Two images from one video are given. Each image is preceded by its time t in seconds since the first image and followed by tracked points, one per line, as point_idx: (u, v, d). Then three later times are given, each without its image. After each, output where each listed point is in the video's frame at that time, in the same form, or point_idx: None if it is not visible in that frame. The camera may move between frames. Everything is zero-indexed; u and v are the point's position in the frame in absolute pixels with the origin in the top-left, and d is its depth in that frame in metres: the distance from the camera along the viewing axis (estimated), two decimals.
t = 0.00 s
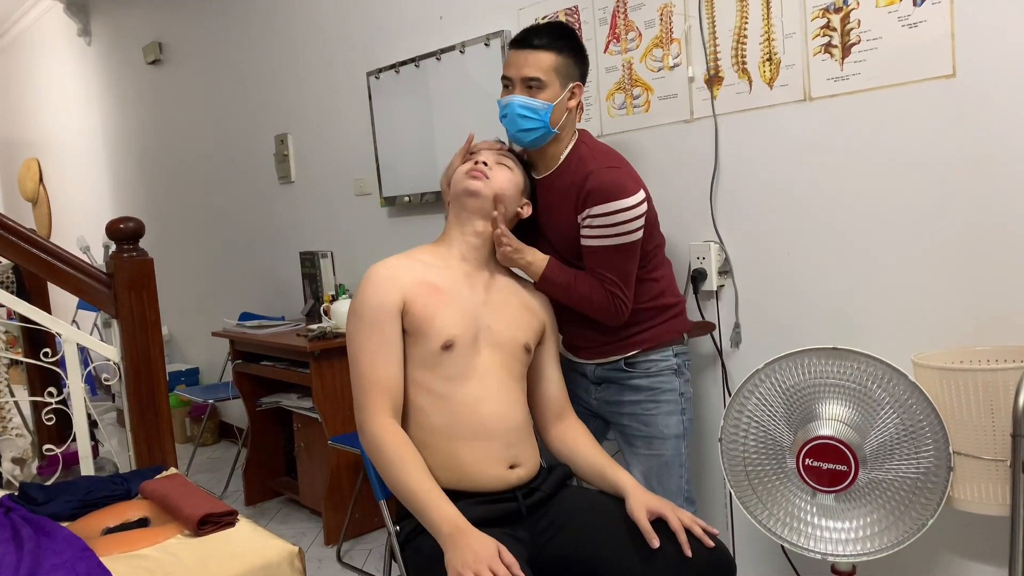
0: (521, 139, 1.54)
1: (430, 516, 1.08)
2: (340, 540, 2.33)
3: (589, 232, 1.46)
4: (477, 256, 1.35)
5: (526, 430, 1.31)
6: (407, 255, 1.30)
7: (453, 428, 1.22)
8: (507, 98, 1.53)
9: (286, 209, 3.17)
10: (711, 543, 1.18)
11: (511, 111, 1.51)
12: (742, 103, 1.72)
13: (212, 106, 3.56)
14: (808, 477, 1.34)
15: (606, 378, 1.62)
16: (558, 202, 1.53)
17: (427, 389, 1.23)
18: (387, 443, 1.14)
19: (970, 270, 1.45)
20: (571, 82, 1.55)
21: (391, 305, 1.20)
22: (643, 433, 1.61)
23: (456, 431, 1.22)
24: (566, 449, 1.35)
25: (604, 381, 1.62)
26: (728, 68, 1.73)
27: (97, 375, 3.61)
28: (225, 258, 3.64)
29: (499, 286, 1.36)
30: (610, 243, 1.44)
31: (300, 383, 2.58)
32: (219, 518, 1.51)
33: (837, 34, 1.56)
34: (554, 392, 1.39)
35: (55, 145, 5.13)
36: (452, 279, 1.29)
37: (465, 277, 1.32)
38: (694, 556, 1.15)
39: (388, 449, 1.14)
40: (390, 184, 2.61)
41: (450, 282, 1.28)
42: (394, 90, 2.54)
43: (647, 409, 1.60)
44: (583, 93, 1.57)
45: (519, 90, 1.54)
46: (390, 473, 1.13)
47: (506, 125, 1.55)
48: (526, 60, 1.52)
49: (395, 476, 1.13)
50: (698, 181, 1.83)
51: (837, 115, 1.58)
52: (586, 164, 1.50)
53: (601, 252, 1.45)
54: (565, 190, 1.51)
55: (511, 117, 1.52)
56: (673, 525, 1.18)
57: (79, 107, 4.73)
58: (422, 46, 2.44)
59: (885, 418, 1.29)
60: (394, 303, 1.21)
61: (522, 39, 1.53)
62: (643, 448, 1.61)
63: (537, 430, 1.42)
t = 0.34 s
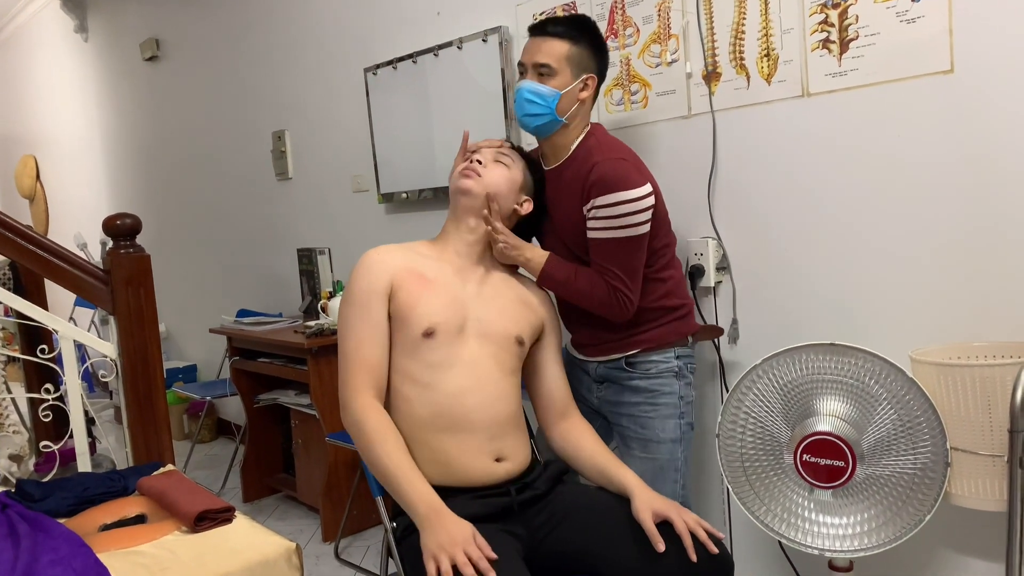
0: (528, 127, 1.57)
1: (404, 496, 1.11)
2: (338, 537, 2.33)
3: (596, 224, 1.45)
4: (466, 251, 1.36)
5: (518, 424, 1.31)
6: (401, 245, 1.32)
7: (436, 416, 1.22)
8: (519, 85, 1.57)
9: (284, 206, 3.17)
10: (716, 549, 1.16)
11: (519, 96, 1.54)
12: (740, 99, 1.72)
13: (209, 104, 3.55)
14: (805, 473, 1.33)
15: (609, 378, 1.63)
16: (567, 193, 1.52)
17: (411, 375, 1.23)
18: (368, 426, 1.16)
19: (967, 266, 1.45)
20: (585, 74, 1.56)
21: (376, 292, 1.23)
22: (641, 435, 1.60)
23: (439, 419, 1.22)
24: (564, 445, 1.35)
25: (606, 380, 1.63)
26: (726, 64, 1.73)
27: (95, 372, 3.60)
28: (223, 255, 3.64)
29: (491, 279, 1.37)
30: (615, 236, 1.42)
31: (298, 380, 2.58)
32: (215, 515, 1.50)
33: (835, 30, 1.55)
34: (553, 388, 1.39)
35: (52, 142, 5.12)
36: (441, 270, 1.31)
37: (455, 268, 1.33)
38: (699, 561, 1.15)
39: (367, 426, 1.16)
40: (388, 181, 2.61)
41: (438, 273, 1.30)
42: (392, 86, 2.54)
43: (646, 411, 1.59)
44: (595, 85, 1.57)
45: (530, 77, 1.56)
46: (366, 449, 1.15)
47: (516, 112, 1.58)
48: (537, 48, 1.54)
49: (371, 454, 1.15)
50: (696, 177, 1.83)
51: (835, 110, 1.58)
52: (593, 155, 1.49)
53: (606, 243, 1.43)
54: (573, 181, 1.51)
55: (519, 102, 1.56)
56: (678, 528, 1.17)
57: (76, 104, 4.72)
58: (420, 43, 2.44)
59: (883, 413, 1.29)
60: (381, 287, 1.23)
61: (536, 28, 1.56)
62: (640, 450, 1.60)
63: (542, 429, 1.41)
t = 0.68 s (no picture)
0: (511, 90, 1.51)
1: (439, 516, 1.08)
2: (337, 535, 2.33)
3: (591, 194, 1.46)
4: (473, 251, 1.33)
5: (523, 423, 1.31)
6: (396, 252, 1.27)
7: (454, 424, 1.22)
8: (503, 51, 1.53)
9: (283, 204, 3.17)
10: (711, 536, 1.18)
11: (506, 59, 1.50)
12: (739, 96, 1.72)
13: (208, 102, 3.55)
14: (804, 470, 1.34)
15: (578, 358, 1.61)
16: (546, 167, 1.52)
17: (429, 388, 1.22)
18: (390, 446, 1.13)
19: (966, 264, 1.45)
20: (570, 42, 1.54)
21: (391, 309, 1.18)
22: (614, 414, 1.58)
23: (456, 427, 1.22)
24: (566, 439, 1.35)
25: (575, 359, 1.61)
26: (725, 61, 1.73)
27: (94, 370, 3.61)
28: (222, 253, 3.64)
29: (494, 278, 1.35)
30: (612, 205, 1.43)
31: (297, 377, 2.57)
32: (215, 513, 1.50)
33: (834, 28, 1.55)
34: (550, 380, 1.39)
35: (49, 140, 5.12)
36: (446, 275, 1.27)
37: (461, 272, 1.30)
38: (696, 548, 1.15)
39: (391, 451, 1.13)
40: (386, 179, 2.60)
41: (446, 281, 1.27)
42: (390, 84, 2.54)
43: (620, 388, 1.59)
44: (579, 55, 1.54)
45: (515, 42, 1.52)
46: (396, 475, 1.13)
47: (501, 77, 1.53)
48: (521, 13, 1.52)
49: (399, 477, 1.12)
50: (695, 175, 1.83)
51: (834, 108, 1.58)
52: (586, 127, 1.49)
53: (602, 213, 1.44)
54: (564, 149, 1.50)
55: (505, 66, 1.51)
56: (673, 519, 1.18)
57: (74, 102, 4.73)
58: (419, 40, 2.44)
59: (881, 410, 1.29)
60: (392, 303, 1.19)
61: None
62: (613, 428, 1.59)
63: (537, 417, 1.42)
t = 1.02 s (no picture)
0: (465, 75, 1.57)
1: (450, 525, 1.08)
2: (338, 534, 2.33)
3: (572, 181, 1.62)
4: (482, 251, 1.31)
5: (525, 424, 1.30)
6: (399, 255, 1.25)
7: (460, 429, 1.22)
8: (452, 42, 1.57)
9: (283, 203, 3.17)
10: (709, 534, 1.18)
11: (460, 50, 1.55)
12: (739, 95, 1.72)
13: (208, 101, 3.55)
14: (804, 469, 1.34)
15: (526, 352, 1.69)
16: (516, 149, 1.60)
17: (438, 393, 1.22)
18: (398, 457, 1.13)
19: (965, 263, 1.45)
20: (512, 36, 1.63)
21: (397, 321, 1.17)
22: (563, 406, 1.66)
23: (462, 431, 1.22)
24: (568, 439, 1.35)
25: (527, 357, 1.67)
26: (725, 60, 1.73)
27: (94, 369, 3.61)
28: (222, 252, 3.64)
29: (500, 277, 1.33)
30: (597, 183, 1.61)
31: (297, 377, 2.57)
32: (215, 512, 1.50)
33: (834, 27, 1.55)
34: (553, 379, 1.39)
35: (49, 139, 5.12)
36: (453, 280, 1.25)
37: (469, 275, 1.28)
38: (694, 545, 1.16)
39: (399, 460, 1.13)
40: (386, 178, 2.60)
41: (452, 287, 1.24)
42: (390, 83, 2.54)
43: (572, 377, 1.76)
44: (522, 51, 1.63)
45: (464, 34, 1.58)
46: (405, 485, 1.12)
47: (452, 65, 1.57)
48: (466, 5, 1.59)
49: (408, 487, 1.11)
50: (695, 174, 1.83)
51: (833, 107, 1.58)
52: (546, 118, 1.63)
53: (590, 196, 1.62)
54: (525, 142, 1.61)
55: (458, 56, 1.55)
56: (671, 516, 1.19)
57: (74, 101, 4.73)
58: (418, 39, 2.44)
59: (881, 409, 1.29)
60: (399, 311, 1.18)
61: None
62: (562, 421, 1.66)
63: (535, 415, 1.42)
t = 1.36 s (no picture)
0: (462, 71, 1.54)
1: (450, 527, 1.07)
2: (338, 532, 2.33)
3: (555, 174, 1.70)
4: (483, 252, 1.31)
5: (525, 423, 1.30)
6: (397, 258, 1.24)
7: (462, 430, 1.21)
8: (448, 34, 1.52)
9: (283, 201, 3.17)
10: (709, 533, 1.18)
11: (461, 46, 1.51)
12: (740, 94, 1.72)
13: (208, 99, 3.55)
14: (804, 468, 1.34)
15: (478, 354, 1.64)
16: (512, 140, 1.61)
17: (438, 395, 1.22)
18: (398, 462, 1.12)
19: (966, 262, 1.45)
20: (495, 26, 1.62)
21: (397, 328, 1.17)
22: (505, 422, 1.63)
23: (464, 433, 1.22)
24: (568, 437, 1.35)
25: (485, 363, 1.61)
26: (726, 59, 1.73)
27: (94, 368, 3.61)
28: (222, 251, 3.64)
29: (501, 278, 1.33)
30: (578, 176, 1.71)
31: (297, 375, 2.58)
32: (215, 511, 1.50)
33: (835, 25, 1.55)
34: (553, 379, 1.38)
35: (50, 138, 5.12)
36: (453, 285, 1.25)
37: (469, 278, 1.28)
38: (695, 543, 1.16)
39: (397, 464, 1.12)
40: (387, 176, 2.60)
41: (451, 291, 1.24)
42: (391, 82, 2.53)
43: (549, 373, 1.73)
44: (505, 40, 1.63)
45: (459, 27, 1.54)
46: (404, 489, 1.11)
47: (448, 60, 1.53)
48: None
49: (407, 491, 1.11)
50: (696, 173, 1.83)
51: (834, 105, 1.58)
52: (534, 111, 1.66)
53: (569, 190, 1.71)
54: (519, 132, 1.62)
55: (459, 51, 1.52)
56: (672, 515, 1.18)
57: (75, 99, 4.73)
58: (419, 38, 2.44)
59: (882, 408, 1.29)
60: (398, 316, 1.17)
61: None
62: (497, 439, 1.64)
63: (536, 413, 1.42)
